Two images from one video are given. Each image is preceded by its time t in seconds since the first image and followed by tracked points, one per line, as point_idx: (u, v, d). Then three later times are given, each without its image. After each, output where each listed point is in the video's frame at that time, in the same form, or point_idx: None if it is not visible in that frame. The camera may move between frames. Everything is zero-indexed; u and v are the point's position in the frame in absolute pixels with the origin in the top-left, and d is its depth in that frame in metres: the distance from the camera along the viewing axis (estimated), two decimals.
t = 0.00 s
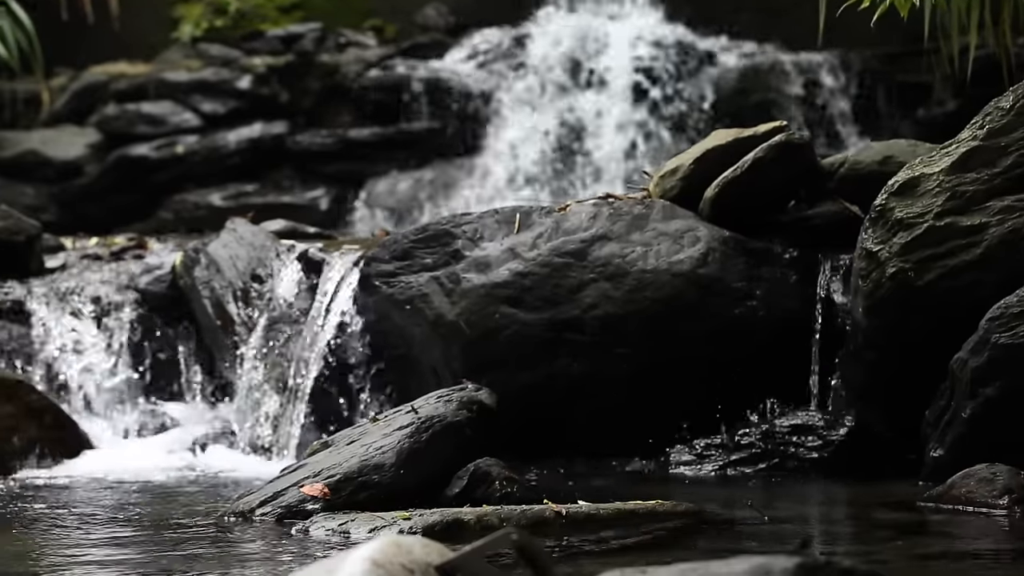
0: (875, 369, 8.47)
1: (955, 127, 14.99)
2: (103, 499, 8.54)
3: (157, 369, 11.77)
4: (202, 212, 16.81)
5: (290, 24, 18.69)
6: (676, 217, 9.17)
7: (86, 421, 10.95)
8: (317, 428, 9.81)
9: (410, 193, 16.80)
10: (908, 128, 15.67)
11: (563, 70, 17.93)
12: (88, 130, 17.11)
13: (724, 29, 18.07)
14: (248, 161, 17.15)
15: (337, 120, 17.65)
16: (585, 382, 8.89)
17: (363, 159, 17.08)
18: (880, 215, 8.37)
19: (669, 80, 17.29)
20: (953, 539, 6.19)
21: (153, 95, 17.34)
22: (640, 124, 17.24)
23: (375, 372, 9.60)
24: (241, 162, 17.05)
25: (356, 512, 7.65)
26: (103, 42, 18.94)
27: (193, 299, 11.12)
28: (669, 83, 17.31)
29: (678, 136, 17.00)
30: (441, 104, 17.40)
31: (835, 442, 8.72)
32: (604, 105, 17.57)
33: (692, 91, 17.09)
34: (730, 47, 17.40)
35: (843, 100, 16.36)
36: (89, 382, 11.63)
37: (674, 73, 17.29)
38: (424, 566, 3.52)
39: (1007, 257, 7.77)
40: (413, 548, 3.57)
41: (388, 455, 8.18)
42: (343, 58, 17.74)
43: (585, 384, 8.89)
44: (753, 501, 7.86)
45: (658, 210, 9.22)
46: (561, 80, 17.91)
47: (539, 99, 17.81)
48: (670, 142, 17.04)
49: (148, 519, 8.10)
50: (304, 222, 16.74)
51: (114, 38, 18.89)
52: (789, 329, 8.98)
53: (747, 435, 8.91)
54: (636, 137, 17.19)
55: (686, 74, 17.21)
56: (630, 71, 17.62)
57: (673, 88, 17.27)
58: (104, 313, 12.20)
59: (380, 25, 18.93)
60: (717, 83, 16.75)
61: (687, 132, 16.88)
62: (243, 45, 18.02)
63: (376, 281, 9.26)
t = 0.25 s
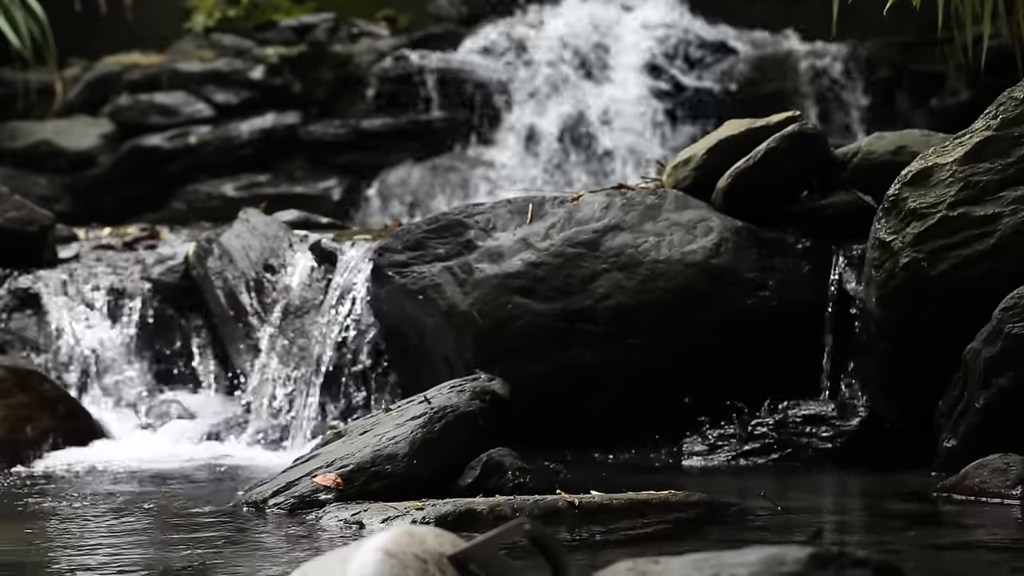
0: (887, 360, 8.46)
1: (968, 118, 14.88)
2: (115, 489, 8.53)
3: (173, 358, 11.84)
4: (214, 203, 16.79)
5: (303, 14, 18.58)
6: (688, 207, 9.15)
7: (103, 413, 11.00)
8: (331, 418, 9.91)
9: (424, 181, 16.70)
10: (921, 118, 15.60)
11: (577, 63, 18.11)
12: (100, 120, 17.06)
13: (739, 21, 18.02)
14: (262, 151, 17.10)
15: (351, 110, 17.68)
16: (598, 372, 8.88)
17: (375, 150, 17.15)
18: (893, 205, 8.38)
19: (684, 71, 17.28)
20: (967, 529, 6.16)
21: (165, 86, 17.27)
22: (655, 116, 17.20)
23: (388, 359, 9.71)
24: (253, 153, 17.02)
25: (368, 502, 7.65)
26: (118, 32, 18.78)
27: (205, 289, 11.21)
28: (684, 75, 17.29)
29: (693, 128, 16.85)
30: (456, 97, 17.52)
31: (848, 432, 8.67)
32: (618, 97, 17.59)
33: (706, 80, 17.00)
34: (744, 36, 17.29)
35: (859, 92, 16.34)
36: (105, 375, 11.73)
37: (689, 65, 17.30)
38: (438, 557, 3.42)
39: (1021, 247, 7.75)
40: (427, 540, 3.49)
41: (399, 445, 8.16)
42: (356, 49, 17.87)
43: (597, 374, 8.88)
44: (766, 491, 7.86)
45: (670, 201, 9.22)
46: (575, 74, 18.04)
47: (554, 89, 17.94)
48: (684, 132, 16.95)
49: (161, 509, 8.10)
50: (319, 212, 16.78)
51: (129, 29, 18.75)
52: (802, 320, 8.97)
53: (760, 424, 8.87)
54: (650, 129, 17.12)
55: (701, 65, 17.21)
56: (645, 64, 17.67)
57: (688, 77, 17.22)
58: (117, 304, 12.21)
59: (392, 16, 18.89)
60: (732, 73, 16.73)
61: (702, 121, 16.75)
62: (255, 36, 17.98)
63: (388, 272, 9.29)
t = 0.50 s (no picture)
0: (900, 351, 8.44)
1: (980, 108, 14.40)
2: (126, 482, 8.51)
3: (187, 351, 11.88)
4: (227, 193, 16.93)
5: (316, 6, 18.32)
6: (700, 198, 9.14)
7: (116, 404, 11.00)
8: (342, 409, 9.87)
9: (437, 169, 17.02)
10: (934, 109, 15.21)
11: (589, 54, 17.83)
12: (113, 111, 17.25)
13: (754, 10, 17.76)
14: (274, 142, 17.28)
15: (361, 101, 17.79)
16: (609, 363, 8.88)
17: (386, 141, 17.33)
18: (906, 196, 8.35)
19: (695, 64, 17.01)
20: (978, 521, 6.14)
21: (178, 76, 17.41)
22: (666, 110, 17.06)
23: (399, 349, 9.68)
24: (267, 143, 17.20)
25: (380, 494, 7.66)
26: (128, 22, 18.39)
27: (217, 279, 11.22)
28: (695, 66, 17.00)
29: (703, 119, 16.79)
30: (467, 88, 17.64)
31: (860, 424, 8.65)
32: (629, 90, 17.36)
33: (718, 72, 16.80)
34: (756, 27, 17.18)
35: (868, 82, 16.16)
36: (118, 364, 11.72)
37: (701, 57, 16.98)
38: (448, 548, 3.31)
39: None
40: (437, 530, 3.39)
41: (411, 436, 8.16)
42: (368, 39, 17.97)
43: (609, 365, 8.88)
44: (778, 482, 7.87)
45: (682, 191, 9.20)
46: (586, 66, 17.82)
47: (564, 81, 17.77)
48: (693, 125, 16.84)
49: (172, 502, 8.08)
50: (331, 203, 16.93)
51: (139, 19, 18.37)
52: (814, 310, 8.96)
53: (772, 416, 8.87)
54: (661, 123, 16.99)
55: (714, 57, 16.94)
56: (655, 54, 17.33)
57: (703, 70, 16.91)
58: (129, 297, 12.22)
59: (405, 6, 18.79)
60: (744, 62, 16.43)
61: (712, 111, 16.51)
62: (267, 26, 17.99)
63: (400, 263, 9.29)
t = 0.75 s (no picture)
0: (911, 343, 8.44)
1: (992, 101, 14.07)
2: (136, 474, 8.52)
3: (194, 341, 11.81)
4: (237, 185, 16.85)
5: None
6: (711, 189, 9.12)
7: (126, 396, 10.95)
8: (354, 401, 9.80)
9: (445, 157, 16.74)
10: (945, 101, 14.83)
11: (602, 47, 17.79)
12: (124, 104, 17.25)
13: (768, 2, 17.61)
14: (284, 135, 17.19)
15: (373, 93, 17.79)
16: (620, 355, 8.87)
17: (395, 132, 17.18)
18: (917, 188, 8.33)
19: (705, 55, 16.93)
20: (990, 512, 6.14)
21: (188, 69, 17.53)
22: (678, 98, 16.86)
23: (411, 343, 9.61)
24: (276, 136, 17.09)
25: (391, 486, 7.66)
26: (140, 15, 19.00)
27: (228, 273, 11.22)
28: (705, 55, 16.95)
29: (721, 105, 16.50)
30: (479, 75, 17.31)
31: (871, 416, 8.64)
32: (643, 81, 17.28)
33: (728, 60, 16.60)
34: (767, 20, 17.05)
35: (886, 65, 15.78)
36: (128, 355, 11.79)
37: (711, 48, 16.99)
38: (461, 538, 3.10)
39: None
40: (447, 521, 3.17)
41: (422, 429, 8.16)
42: (378, 32, 17.97)
43: (619, 357, 8.87)
44: (788, 474, 7.88)
45: (693, 183, 9.18)
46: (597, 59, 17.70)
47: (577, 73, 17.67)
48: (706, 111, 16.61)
49: (183, 493, 8.08)
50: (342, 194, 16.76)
51: (151, 12, 19.05)
52: (824, 302, 8.96)
53: (783, 408, 8.88)
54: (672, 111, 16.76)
55: (726, 47, 16.88)
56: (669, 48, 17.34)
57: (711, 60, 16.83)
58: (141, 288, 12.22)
59: None
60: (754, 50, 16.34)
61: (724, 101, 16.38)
62: (278, 19, 18.06)
63: (411, 255, 9.29)
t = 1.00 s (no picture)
0: (923, 335, 8.43)
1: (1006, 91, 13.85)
2: (149, 466, 8.52)
3: (207, 332, 11.89)
4: (249, 176, 16.81)
5: None
6: (724, 181, 9.11)
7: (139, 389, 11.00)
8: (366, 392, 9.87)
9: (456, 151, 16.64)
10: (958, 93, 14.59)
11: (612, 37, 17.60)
12: (135, 95, 17.24)
13: None
14: (296, 126, 17.14)
15: (384, 85, 17.60)
16: (632, 347, 8.87)
17: (408, 124, 17.05)
18: (929, 179, 8.28)
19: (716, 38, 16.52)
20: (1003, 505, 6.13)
21: (200, 61, 17.40)
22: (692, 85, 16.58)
23: (424, 336, 9.68)
24: (289, 128, 17.07)
25: (404, 478, 7.66)
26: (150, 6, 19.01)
27: (240, 264, 11.17)
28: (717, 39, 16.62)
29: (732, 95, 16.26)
30: (491, 65, 17.25)
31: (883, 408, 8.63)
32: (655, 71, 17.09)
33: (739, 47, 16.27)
34: (780, 11, 16.86)
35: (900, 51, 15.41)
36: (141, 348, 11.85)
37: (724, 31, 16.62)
38: (471, 531, 3.15)
39: None
40: (460, 514, 3.23)
41: (434, 420, 8.16)
42: (390, 24, 17.79)
43: (631, 349, 8.88)
44: (801, 467, 7.87)
45: (706, 175, 9.16)
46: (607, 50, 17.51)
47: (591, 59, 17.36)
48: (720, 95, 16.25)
49: (195, 485, 8.08)
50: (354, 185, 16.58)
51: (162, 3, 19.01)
52: (837, 295, 8.93)
53: (796, 400, 8.88)
54: (683, 96, 16.38)
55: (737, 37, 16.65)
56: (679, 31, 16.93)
57: (724, 45, 16.50)
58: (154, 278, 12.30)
59: None
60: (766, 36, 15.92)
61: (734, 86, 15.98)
62: (289, 10, 18.01)
63: (424, 247, 9.28)
